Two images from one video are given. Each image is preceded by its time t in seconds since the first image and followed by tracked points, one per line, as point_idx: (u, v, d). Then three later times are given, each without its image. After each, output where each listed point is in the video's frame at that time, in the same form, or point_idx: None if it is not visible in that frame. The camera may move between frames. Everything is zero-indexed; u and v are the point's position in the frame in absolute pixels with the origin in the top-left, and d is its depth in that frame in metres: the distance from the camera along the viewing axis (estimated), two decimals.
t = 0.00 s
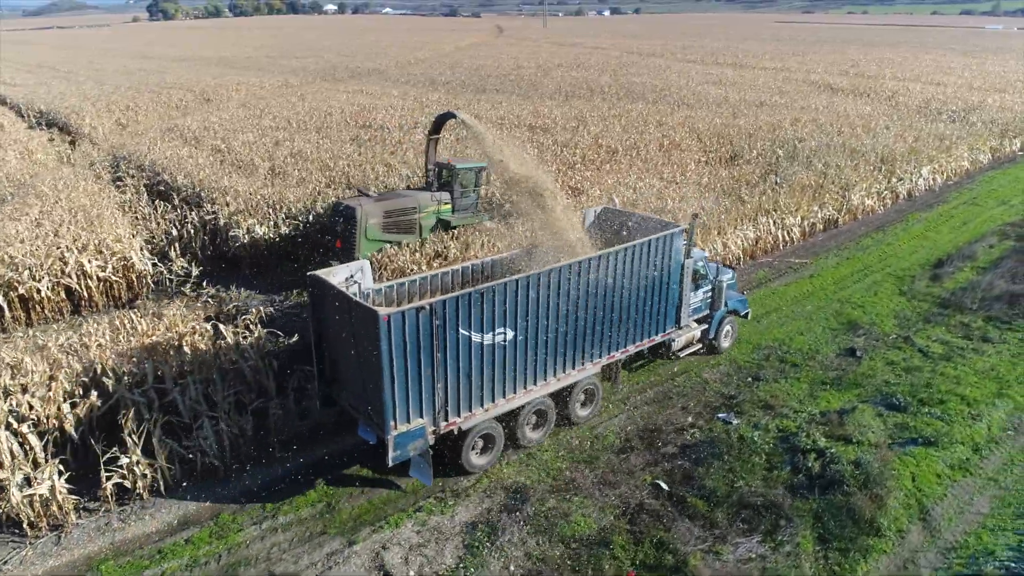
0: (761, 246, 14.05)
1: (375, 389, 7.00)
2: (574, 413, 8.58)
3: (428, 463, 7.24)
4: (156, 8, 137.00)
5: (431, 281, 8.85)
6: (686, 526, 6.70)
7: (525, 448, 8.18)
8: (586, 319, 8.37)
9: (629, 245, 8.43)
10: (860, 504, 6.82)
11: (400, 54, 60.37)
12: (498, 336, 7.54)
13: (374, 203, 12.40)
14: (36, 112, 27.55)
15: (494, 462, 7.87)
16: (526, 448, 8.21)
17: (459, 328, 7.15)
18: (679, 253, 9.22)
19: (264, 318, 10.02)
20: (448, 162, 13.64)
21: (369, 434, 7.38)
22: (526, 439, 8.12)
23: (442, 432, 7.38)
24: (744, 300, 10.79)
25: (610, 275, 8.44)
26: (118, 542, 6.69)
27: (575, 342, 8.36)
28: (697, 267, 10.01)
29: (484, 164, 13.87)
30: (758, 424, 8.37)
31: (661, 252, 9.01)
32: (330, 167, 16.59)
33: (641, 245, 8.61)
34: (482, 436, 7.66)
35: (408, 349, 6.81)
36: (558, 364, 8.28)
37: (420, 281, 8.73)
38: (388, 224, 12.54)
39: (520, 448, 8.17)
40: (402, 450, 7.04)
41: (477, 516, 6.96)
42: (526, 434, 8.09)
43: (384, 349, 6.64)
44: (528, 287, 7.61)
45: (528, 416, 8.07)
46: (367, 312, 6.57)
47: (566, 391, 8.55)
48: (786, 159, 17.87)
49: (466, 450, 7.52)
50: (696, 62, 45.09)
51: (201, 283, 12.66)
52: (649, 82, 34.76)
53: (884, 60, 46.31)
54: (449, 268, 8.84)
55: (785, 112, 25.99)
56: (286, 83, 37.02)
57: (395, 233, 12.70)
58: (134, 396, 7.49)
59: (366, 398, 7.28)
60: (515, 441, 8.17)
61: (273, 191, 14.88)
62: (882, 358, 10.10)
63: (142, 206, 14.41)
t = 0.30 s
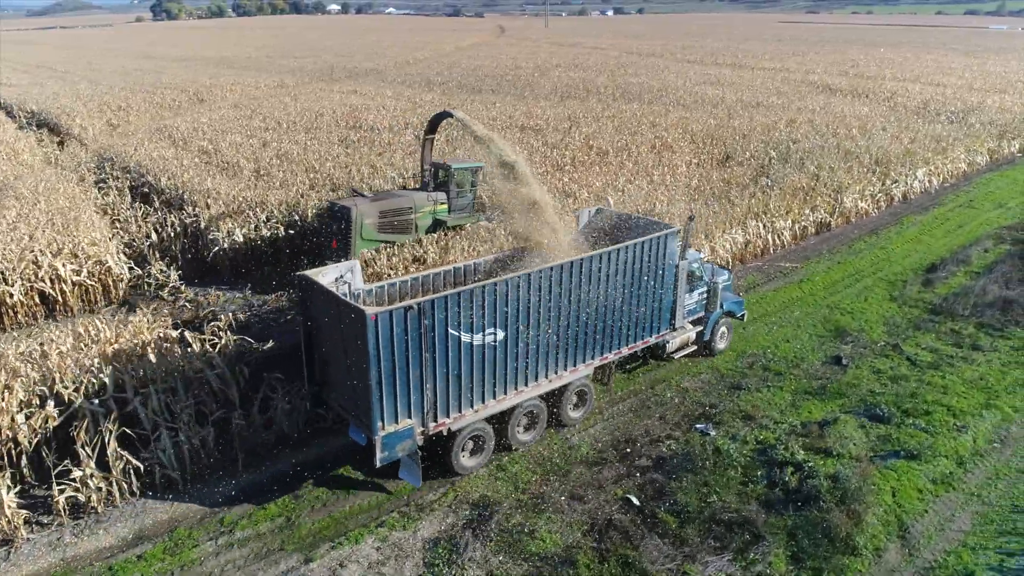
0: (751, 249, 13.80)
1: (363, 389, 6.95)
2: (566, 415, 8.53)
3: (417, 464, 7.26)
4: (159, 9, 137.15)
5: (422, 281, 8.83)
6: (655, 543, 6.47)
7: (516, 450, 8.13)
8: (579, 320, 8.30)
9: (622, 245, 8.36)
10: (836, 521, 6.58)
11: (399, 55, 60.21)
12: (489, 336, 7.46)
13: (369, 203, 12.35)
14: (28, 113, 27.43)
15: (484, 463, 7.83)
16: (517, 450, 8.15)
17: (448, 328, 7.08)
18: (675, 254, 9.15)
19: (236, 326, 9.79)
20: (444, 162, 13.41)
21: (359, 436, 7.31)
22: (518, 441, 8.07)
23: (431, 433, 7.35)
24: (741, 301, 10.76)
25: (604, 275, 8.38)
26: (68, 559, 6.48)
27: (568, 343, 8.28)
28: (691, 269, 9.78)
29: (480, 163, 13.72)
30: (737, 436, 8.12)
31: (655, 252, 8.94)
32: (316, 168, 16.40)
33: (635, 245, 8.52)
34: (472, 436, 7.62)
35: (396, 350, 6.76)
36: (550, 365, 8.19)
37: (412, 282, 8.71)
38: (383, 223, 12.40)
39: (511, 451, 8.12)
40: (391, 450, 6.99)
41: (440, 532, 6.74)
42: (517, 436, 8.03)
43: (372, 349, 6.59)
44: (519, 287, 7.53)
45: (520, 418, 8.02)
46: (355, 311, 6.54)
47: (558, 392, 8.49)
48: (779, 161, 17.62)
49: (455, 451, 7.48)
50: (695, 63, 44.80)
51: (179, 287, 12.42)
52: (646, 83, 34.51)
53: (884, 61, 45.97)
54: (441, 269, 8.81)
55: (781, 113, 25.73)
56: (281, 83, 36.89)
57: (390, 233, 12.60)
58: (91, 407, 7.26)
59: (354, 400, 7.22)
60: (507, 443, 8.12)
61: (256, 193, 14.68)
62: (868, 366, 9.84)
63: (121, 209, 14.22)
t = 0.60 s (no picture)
0: (737, 254, 13.56)
1: (349, 392, 6.91)
2: (556, 417, 8.50)
3: (405, 468, 7.23)
4: (161, 10, 137.28)
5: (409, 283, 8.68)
6: (618, 563, 6.22)
7: (506, 453, 8.10)
8: (568, 320, 8.26)
9: (610, 245, 8.34)
10: (808, 539, 6.33)
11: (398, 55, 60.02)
12: (476, 338, 7.42)
13: (362, 202, 12.33)
14: (18, 114, 27.31)
15: (473, 466, 7.79)
16: (507, 453, 8.11)
17: (435, 330, 7.04)
18: (664, 254, 9.10)
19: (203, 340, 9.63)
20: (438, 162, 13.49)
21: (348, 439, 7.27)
22: (508, 444, 8.04)
23: (418, 436, 7.31)
24: (733, 302, 10.68)
25: (592, 276, 8.34)
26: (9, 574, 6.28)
27: (557, 344, 8.24)
28: (681, 268, 9.87)
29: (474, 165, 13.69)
30: (712, 449, 7.87)
31: (643, 252, 8.91)
32: (301, 169, 16.21)
33: (624, 245, 8.50)
34: (461, 439, 7.59)
35: (382, 352, 6.72)
36: (540, 367, 8.15)
37: (398, 284, 8.60)
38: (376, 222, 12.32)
39: (500, 454, 8.07)
40: (378, 454, 6.95)
41: (397, 550, 6.51)
42: (507, 439, 8.00)
43: (357, 352, 6.55)
44: (506, 288, 7.49)
45: (509, 420, 7.98)
46: (340, 314, 6.49)
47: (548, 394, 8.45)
48: (770, 164, 17.35)
49: (445, 454, 7.44)
50: (693, 63, 44.46)
51: (153, 292, 12.23)
52: (642, 83, 34.20)
53: (886, 61, 45.56)
54: (430, 270, 8.76)
55: (776, 114, 25.45)
56: (276, 83, 36.73)
57: (384, 233, 12.50)
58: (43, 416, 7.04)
59: (340, 402, 7.18)
60: (496, 447, 8.08)
61: (236, 196, 14.49)
62: (852, 376, 9.57)
63: (99, 210, 14.05)
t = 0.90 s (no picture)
0: (723, 257, 13.29)
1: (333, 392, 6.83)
2: (545, 417, 8.43)
3: (390, 467, 7.13)
4: (164, 10, 137.43)
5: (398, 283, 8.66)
6: None
7: (494, 454, 8.02)
8: (558, 321, 8.19)
9: (600, 245, 8.29)
10: (776, 559, 6.06)
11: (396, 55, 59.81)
12: (464, 338, 7.34)
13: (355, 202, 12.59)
14: (8, 114, 27.14)
15: (461, 468, 7.70)
16: (496, 454, 8.03)
17: (421, 331, 6.96)
18: (654, 254, 9.05)
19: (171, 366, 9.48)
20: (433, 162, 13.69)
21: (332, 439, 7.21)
22: (495, 445, 7.95)
23: (405, 437, 7.23)
24: (725, 304, 10.67)
25: (582, 276, 8.28)
26: None
27: (547, 344, 8.16)
28: (675, 269, 9.73)
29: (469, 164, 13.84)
30: (684, 461, 7.60)
31: (635, 253, 8.85)
32: (282, 170, 15.96)
33: (614, 245, 8.46)
34: (449, 440, 7.50)
35: (368, 353, 6.64)
36: (529, 368, 8.08)
37: (388, 284, 8.58)
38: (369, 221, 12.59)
39: (488, 455, 7.99)
40: (362, 455, 6.87)
41: (349, 568, 6.27)
42: (495, 440, 7.91)
43: (342, 353, 6.47)
44: (495, 287, 7.41)
45: (498, 421, 7.90)
46: (324, 313, 6.42)
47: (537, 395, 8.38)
48: (761, 165, 17.08)
49: (431, 455, 7.35)
50: (692, 63, 44.14)
51: (126, 295, 11.98)
52: (639, 83, 33.93)
53: (885, 61, 45.17)
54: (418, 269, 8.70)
55: (772, 114, 25.14)
56: (270, 83, 36.51)
57: (378, 232, 12.77)
58: None
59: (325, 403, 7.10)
60: (484, 447, 7.99)
61: (215, 197, 14.26)
62: (834, 384, 9.28)
63: (75, 213, 13.83)
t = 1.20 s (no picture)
0: (709, 261, 13.06)
1: (320, 392, 6.82)
2: (536, 417, 8.41)
3: (377, 468, 7.15)
4: (165, 10, 137.49)
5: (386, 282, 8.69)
6: None
7: (484, 454, 8.01)
8: (548, 320, 8.16)
9: (591, 245, 8.24)
10: None
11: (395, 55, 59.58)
12: (452, 338, 7.32)
13: (349, 201, 12.55)
14: None
15: (450, 468, 7.68)
16: (485, 454, 8.01)
17: (408, 330, 6.94)
18: (647, 254, 9.00)
19: (137, 369, 9.13)
20: (429, 162, 13.64)
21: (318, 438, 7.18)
22: (485, 445, 7.94)
23: (392, 437, 7.21)
24: (718, 303, 10.56)
25: (573, 276, 8.23)
26: None
27: (538, 343, 8.13)
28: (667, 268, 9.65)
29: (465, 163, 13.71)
30: (654, 474, 7.38)
31: (627, 252, 8.79)
32: (265, 171, 15.76)
33: (605, 244, 8.41)
34: (436, 441, 7.48)
35: (353, 353, 6.63)
36: (519, 367, 8.06)
37: (377, 284, 8.63)
38: (363, 219, 12.56)
39: (478, 455, 7.97)
40: (349, 454, 6.87)
41: None
42: (484, 440, 7.89)
43: (327, 352, 6.47)
44: (484, 286, 7.39)
45: (488, 421, 7.87)
46: (309, 313, 6.42)
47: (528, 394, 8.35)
48: (751, 166, 16.84)
49: (419, 456, 7.34)
50: (690, 63, 43.83)
51: (99, 298, 11.78)
52: (634, 83, 33.68)
53: (885, 61, 44.83)
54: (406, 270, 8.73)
55: (766, 115, 24.87)
56: (265, 83, 36.29)
57: (370, 230, 12.71)
58: None
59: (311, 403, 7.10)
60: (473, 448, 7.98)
61: (194, 199, 14.06)
62: (814, 392, 9.03)
63: (51, 215, 13.65)
